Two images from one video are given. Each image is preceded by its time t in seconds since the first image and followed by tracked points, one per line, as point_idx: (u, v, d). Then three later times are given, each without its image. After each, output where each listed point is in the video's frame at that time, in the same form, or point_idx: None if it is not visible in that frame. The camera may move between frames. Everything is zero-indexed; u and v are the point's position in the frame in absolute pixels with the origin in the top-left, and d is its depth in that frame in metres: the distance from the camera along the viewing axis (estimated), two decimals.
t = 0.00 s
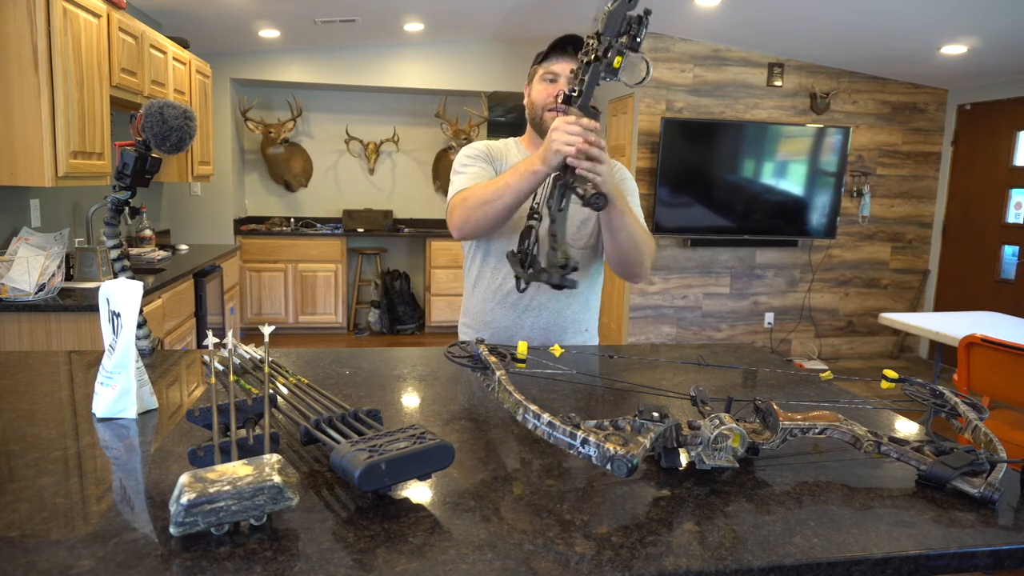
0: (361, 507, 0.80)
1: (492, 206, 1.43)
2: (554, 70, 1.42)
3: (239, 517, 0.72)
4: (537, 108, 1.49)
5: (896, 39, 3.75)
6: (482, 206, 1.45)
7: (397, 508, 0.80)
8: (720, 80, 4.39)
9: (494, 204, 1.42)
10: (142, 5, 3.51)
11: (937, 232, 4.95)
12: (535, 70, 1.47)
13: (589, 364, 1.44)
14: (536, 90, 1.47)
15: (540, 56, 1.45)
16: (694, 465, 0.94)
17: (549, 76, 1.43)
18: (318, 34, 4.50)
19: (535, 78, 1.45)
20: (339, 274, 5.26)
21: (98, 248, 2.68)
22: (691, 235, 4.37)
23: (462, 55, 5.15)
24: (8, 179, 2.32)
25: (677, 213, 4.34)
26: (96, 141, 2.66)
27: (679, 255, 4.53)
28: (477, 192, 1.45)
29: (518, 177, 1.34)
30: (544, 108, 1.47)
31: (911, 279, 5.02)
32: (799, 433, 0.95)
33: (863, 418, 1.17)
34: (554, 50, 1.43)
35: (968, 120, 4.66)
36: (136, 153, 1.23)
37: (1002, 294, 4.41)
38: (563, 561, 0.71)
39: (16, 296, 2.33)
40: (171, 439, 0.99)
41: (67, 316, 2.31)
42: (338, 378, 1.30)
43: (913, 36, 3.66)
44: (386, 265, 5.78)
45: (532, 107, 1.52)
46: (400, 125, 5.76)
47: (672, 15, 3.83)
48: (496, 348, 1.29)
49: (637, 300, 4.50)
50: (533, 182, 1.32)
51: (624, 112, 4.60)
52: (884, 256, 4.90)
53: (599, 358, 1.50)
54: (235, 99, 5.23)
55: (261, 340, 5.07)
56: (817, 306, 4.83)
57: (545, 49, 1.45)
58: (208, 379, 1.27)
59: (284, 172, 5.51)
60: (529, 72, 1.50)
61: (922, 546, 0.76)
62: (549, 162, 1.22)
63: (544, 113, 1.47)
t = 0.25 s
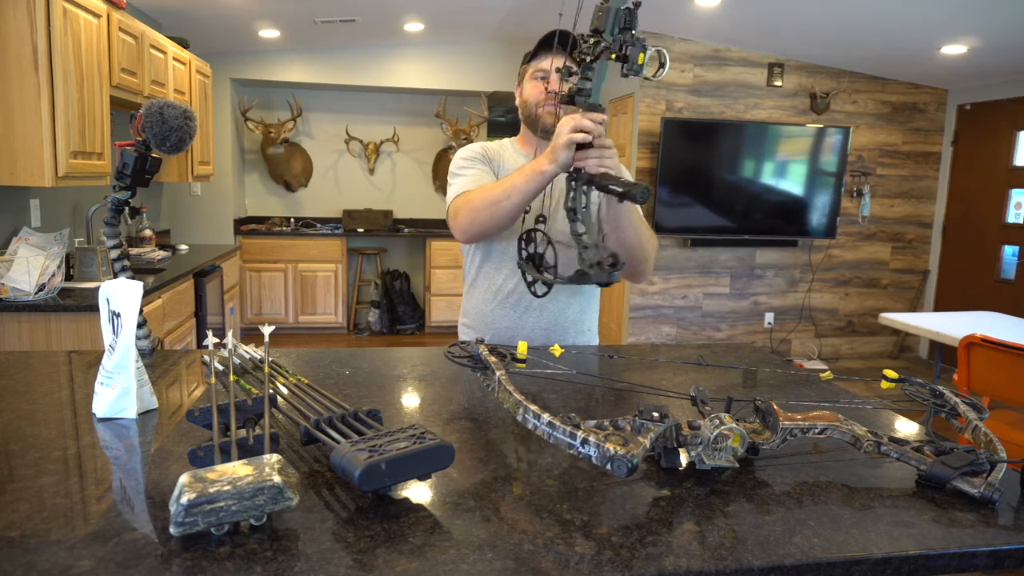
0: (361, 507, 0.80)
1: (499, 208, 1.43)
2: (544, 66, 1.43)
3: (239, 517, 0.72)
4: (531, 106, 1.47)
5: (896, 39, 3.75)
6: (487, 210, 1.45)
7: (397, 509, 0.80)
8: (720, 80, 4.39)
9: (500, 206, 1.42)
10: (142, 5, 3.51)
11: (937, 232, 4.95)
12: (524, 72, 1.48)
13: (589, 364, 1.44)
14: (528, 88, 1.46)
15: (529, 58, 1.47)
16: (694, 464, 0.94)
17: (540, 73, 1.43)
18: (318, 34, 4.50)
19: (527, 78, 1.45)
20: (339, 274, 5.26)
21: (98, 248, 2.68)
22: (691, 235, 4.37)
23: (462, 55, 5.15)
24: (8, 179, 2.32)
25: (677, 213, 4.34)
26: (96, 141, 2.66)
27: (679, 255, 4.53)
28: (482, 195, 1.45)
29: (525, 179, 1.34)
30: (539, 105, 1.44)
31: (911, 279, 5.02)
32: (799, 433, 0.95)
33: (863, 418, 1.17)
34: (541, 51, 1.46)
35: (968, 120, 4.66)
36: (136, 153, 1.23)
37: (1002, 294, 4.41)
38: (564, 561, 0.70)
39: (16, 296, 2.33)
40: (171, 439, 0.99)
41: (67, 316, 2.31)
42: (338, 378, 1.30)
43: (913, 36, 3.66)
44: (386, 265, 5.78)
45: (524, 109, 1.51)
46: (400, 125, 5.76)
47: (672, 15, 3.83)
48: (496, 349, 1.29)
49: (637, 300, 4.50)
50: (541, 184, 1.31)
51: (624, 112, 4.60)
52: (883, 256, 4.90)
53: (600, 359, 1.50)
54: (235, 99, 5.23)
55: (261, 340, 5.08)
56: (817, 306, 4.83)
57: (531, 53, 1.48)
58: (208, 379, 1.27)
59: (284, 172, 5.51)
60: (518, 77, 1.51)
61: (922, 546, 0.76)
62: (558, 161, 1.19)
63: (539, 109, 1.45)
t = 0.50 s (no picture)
0: (361, 507, 0.80)
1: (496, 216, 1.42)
2: (529, 68, 1.45)
3: (239, 517, 0.72)
4: (520, 109, 1.50)
5: (896, 39, 3.75)
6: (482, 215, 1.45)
7: (397, 509, 0.80)
8: (720, 80, 4.39)
9: (495, 214, 1.42)
10: (142, 5, 3.51)
11: (937, 232, 4.95)
12: (511, 72, 1.49)
13: (587, 365, 1.45)
14: (515, 91, 1.49)
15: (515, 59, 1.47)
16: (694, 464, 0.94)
17: (526, 75, 1.45)
18: (318, 34, 4.49)
19: (514, 80, 1.47)
20: (339, 274, 5.26)
21: (98, 248, 2.68)
22: (692, 235, 4.37)
23: (462, 55, 5.15)
24: (8, 178, 2.32)
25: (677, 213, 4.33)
26: (96, 141, 2.66)
27: (679, 255, 4.53)
28: (478, 200, 1.45)
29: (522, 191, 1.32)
30: (527, 108, 1.48)
31: (910, 279, 5.02)
32: (800, 433, 0.95)
33: (863, 418, 1.17)
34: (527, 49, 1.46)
35: (968, 120, 4.66)
36: (136, 153, 1.23)
37: (1002, 294, 4.41)
38: (564, 561, 0.71)
39: (16, 296, 2.33)
40: (171, 439, 0.99)
41: (67, 316, 2.31)
42: (338, 378, 1.30)
43: (913, 36, 3.66)
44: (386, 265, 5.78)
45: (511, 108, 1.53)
46: (400, 125, 5.76)
47: (672, 15, 3.83)
48: (496, 348, 1.29)
49: (637, 300, 4.50)
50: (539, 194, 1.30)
51: (624, 112, 4.60)
52: (884, 256, 4.90)
53: (599, 359, 1.50)
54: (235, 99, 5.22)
55: (261, 341, 5.07)
56: (817, 306, 4.83)
57: (517, 52, 1.48)
58: (208, 379, 1.27)
59: (284, 172, 5.51)
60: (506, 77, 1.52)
61: (922, 546, 0.76)
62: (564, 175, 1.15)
63: (526, 112, 1.48)
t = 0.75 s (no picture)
0: (361, 507, 0.80)
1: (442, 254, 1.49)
2: (527, 71, 1.43)
3: (239, 517, 0.72)
4: (515, 111, 1.50)
5: (896, 39, 3.75)
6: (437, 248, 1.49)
7: (397, 509, 0.80)
8: (720, 80, 4.39)
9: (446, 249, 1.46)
10: (142, 5, 3.51)
11: (937, 232, 4.95)
12: (507, 74, 1.48)
13: (587, 364, 1.45)
14: (512, 93, 1.48)
15: (510, 61, 1.46)
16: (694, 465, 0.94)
17: (523, 78, 1.44)
18: (318, 34, 4.49)
19: (510, 82, 1.46)
20: (339, 274, 5.26)
21: (98, 248, 2.68)
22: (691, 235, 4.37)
23: (462, 55, 5.15)
24: (8, 179, 2.32)
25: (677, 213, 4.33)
26: (96, 141, 2.66)
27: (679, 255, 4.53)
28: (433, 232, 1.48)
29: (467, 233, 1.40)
30: (523, 112, 1.47)
31: (910, 279, 5.02)
32: (799, 433, 0.95)
33: (863, 418, 1.17)
34: (524, 52, 1.45)
35: (968, 120, 4.66)
36: (136, 153, 1.23)
37: (1002, 294, 4.41)
38: (564, 561, 0.71)
39: (16, 296, 2.33)
40: (171, 439, 0.99)
41: (67, 316, 2.31)
42: (338, 378, 1.30)
43: (913, 36, 3.66)
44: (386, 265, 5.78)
45: (507, 109, 1.52)
46: (400, 125, 5.76)
47: (672, 15, 3.83)
48: (496, 349, 1.29)
49: (637, 300, 4.50)
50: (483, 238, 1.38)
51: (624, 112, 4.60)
52: (884, 256, 4.90)
53: (598, 359, 1.50)
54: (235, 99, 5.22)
55: (261, 340, 5.07)
56: (817, 306, 4.83)
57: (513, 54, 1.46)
58: (208, 379, 1.27)
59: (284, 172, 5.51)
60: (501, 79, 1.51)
61: (921, 546, 0.76)
62: (495, 229, 1.25)
63: (522, 116, 1.48)
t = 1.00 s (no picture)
0: (361, 507, 0.80)
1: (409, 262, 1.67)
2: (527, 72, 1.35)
3: (239, 517, 0.72)
4: (516, 111, 1.45)
5: (896, 39, 3.75)
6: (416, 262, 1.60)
7: (397, 509, 0.80)
8: (720, 80, 4.39)
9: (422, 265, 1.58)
10: (142, 5, 3.51)
11: (938, 233, 4.95)
12: (506, 69, 1.40)
13: (587, 364, 1.45)
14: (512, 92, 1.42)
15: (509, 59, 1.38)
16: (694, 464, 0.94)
17: (523, 80, 1.37)
18: (318, 34, 4.49)
19: (510, 82, 1.39)
20: (339, 274, 5.26)
21: (98, 248, 2.68)
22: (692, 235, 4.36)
23: (462, 54, 5.15)
24: (8, 178, 2.32)
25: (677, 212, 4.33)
26: (96, 141, 2.66)
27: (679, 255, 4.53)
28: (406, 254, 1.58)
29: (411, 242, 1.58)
30: (523, 112, 1.43)
31: (910, 279, 5.02)
32: (800, 433, 0.95)
33: (863, 418, 1.17)
34: (524, 51, 1.35)
35: (968, 120, 4.66)
36: (136, 153, 1.23)
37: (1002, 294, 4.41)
38: (564, 561, 0.71)
39: (16, 296, 2.33)
40: (171, 439, 0.99)
41: (67, 316, 2.31)
42: (338, 378, 1.30)
43: (913, 36, 3.66)
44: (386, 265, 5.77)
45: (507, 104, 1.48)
46: (400, 125, 5.76)
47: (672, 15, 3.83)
48: (496, 349, 1.29)
49: (637, 300, 4.50)
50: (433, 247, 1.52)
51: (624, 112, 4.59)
52: (884, 256, 4.90)
53: (599, 359, 1.50)
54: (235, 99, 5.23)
55: (261, 340, 5.07)
56: (817, 306, 4.83)
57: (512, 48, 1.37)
58: (208, 379, 1.27)
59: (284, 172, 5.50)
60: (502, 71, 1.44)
61: (922, 546, 0.76)
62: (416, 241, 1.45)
63: (523, 117, 1.44)
